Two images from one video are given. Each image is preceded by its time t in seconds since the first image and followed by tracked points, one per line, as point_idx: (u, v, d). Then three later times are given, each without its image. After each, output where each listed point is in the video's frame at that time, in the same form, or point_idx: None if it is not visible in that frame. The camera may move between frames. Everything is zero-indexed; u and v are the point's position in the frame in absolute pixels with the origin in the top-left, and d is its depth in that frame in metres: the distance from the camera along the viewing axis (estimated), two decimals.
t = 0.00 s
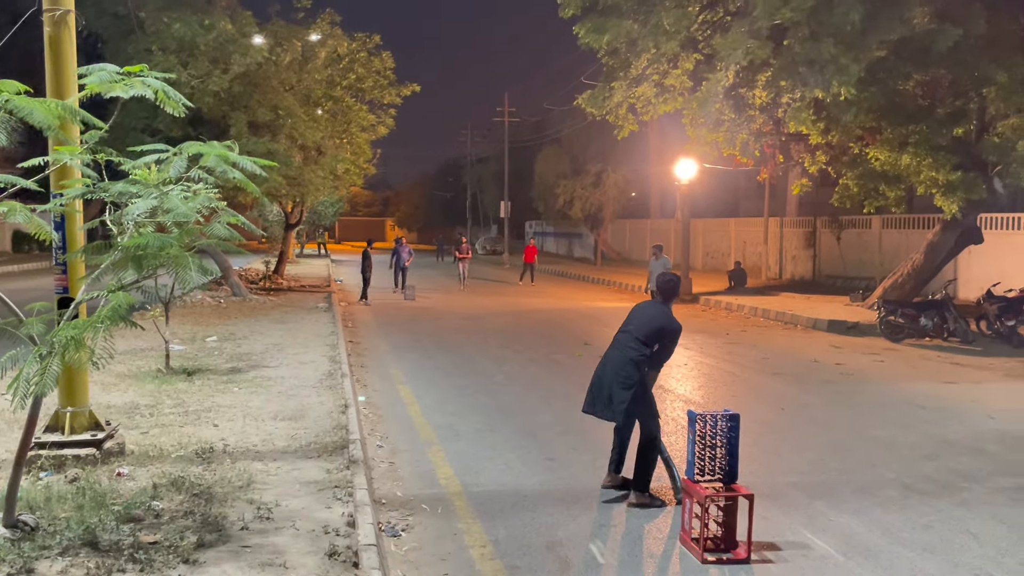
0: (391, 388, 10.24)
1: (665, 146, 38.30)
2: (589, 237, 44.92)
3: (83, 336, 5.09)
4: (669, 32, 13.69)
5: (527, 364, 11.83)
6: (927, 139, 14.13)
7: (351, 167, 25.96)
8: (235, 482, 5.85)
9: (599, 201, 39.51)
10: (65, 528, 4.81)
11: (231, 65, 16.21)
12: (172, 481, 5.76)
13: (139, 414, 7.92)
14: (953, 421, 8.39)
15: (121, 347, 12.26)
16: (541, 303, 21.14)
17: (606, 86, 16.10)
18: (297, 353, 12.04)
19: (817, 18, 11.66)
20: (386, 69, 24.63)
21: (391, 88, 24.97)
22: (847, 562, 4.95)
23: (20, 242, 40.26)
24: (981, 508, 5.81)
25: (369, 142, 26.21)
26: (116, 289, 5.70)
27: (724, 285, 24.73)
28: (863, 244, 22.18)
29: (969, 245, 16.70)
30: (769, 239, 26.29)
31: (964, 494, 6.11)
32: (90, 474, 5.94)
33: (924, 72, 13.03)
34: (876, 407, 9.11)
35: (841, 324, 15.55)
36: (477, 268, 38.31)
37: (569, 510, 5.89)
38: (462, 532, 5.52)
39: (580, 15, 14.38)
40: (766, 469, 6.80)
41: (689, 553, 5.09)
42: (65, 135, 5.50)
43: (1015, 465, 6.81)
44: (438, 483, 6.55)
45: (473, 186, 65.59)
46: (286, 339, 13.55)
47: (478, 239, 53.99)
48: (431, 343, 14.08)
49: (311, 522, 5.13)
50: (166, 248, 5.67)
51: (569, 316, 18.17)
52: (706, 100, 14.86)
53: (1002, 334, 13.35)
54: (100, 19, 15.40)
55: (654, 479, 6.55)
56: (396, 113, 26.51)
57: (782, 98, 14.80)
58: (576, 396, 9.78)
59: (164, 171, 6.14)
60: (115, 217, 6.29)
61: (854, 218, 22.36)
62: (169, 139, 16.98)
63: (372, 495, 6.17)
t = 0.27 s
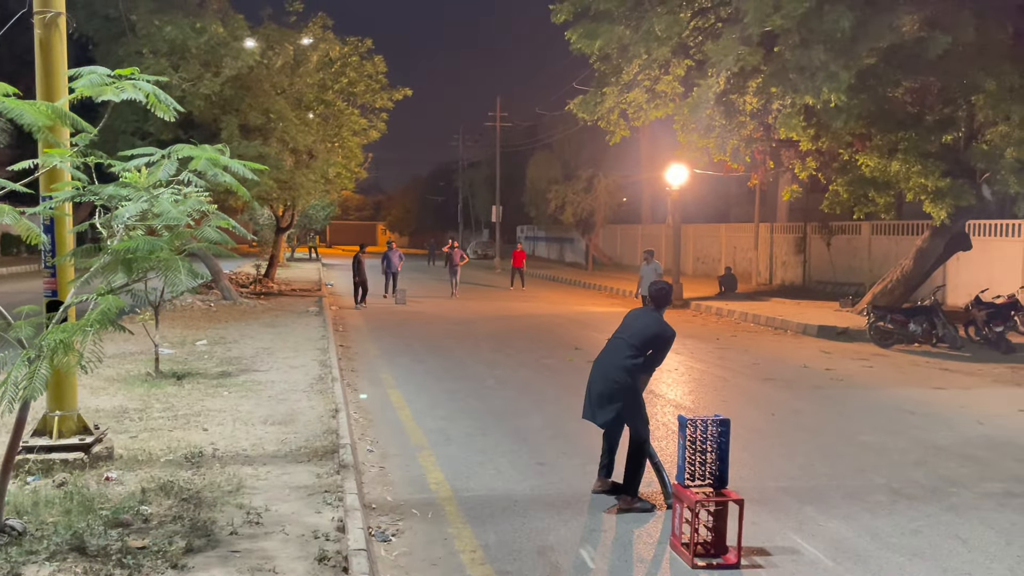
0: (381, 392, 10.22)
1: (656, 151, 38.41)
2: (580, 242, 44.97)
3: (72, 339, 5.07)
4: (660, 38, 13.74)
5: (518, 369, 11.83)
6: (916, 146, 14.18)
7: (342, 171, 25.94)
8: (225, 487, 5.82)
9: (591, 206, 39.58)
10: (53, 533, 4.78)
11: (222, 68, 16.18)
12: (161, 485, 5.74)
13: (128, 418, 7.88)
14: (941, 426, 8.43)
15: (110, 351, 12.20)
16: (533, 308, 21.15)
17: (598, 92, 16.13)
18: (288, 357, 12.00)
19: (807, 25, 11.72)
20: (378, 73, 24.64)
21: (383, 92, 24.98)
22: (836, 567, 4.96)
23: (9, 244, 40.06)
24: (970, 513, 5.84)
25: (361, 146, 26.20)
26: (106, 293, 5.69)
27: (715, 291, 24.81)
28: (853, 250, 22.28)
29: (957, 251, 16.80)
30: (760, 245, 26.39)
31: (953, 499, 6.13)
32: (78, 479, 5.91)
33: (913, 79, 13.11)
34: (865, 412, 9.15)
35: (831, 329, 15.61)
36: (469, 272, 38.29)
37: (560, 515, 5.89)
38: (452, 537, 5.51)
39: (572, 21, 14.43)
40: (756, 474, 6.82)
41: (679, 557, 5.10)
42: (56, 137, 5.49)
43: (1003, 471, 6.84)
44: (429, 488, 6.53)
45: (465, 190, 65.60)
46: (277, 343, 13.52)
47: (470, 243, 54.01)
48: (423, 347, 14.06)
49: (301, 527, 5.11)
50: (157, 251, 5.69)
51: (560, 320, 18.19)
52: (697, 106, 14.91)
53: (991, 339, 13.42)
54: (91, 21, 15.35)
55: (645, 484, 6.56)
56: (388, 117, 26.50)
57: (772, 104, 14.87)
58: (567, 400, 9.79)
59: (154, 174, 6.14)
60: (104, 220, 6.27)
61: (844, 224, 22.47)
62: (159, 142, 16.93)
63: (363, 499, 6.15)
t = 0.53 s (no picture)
0: (372, 395, 10.20)
1: (647, 155, 38.50)
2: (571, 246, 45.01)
3: (60, 342, 5.18)
4: (651, 42, 13.78)
5: (509, 372, 11.83)
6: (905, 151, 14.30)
7: (333, 173, 25.89)
8: (214, 490, 5.80)
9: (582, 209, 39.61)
10: (40, 537, 4.75)
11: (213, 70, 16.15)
12: (150, 488, 5.71)
13: (117, 421, 7.84)
14: (930, 430, 8.47)
15: (98, 354, 12.13)
16: (524, 311, 21.16)
17: (589, 95, 16.17)
18: (278, 360, 11.97)
19: (797, 29, 11.77)
20: (370, 75, 24.64)
21: (374, 95, 24.97)
22: (826, 570, 4.98)
23: None
24: (958, 516, 5.87)
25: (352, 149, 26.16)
26: (95, 296, 5.75)
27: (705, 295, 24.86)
28: (842, 254, 22.38)
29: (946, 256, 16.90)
30: (750, 249, 26.48)
31: (941, 502, 6.17)
32: (66, 482, 5.87)
33: (903, 84, 13.19)
34: (855, 415, 9.18)
35: (821, 333, 15.66)
36: (459, 275, 38.26)
37: (550, 519, 5.89)
38: (442, 541, 5.51)
39: (564, 25, 14.46)
40: (746, 478, 6.83)
41: (669, 561, 5.10)
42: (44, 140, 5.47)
43: (990, 474, 6.89)
44: (419, 491, 6.52)
45: (456, 193, 65.59)
46: (267, 346, 13.48)
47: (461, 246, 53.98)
48: (413, 350, 14.05)
49: (290, 530, 5.10)
50: (146, 253, 5.75)
51: (551, 323, 18.20)
52: (688, 110, 14.95)
53: (979, 344, 13.50)
54: (81, 22, 15.28)
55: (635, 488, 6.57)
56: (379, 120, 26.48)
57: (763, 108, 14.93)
58: (557, 404, 9.80)
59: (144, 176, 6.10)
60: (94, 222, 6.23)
61: (834, 228, 22.57)
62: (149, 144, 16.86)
63: (353, 503, 6.14)
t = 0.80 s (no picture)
0: (362, 397, 10.17)
1: (638, 158, 38.58)
2: (562, 248, 45.04)
3: (48, 342, 5.24)
4: (642, 45, 13.82)
5: (499, 374, 11.82)
6: (894, 154, 14.41)
7: (324, 174, 25.84)
8: (202, 492, 5.77)
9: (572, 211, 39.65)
10: (27, 539, 4.71)
11: (203, 71, 16.10)
12: (138, 491, 5.68)
13: (105, 423, 7.79)
14: (917, 432, 8.51)
15: (86, 355, 12.06)
16: (514, 313, 21.16)
17: (580, 98, 16.19)
18: (267, 361, 11.93)
19: (787, 33, 11.82)
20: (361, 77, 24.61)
21: (365, 96, 24.94)
22: (815, 572, 4.99)
23: None
24: (946, 519, 5.90)
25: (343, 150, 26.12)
26: (83, 296, 5.83)
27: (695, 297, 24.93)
28: (831, 257, 22.48)
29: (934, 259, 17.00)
30: (739, 251, 26.57)
31: (929, 504, 6.20)
32: (53, 484, 5.83)
33: (891, 88, 13.26)
34: (843, 418, 9.22)
35: (810, 335, 15.73)
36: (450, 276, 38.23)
37: (541, 521, 5.89)
38: (432, 543, 5.50)
39: (555, 27, 14.49)
40: (735, 480, 6.85)
41: (659, 563, 5.12)
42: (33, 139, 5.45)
43: (977, 476, 6.93)
44: (409, 494, 6.51)
45: (447, 195, 65.55)
46: (256, 347, 13.43)
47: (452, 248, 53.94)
48: (404, 352, 14.02)
49: (280, 533, 5.08)
50: (135, 254, 5.79)
51: (541, 326, 18.22)
52: (679, 113, 15.00)
53: (966, 346, 13.58)
54: (71, 21, 15.21)
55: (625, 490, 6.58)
56: (369, 121, 26.46)
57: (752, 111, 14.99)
58: (547, 406, 9.81)
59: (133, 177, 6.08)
60: (83, 223, 6.21)
61: (823, 231, 22.67)
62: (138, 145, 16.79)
63: (342, 505, 6.13)
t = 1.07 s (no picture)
0: (352, 398, 10.15)
1: (629, 159, 38.64)
2: (553, 249, 45.06)
3: (35, 342, 5.23)
4: (633, 46, 13.84)
5: (489, 375, 11.82)
6: (883, 156, 14.43)
7: (315, 174, 25.79)
8: (191, 493, 5.75)
9: (564, 212, 39.67)
10: (14, 540, 4.68)
11: (193, 70, 16.04)
12: (126, 491, 5.65)
13: (93, 423, 7.74)
14: (906, 433, 8.55)
15: (75, 355, 11.99)
16: (505, 314, 21.15)
17: (572, 99, 16.20)
18: (257, 361, 11.89)
19: (778, 35, 11.86)
20: (352, 77, 24.57)
21: (356, 96, 24.89)
22: (803, 572, 5.01)
23: None
24: (934, 519, 5.93)
25: (334, 150, 26.07)
26: (71, 295, 5.78)
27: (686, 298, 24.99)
28: (821, 258, 22.56)
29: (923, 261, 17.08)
30: (730, 252, 26.65)
31: (917, 505, 6.23)
32: (40, 485, 5.80)
33: (881, 91, 13.33)
34: (833, 419, 9.26)
35: (800, 337, 15.78)
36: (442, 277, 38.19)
37: (531, 521, 5.89)
38: (422, 544, 5.49)
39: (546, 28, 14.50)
40: (725, 480, 6.87)
41: (649, 563, 5.11)
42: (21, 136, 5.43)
43: (965, 477, 6.96)
44: (399, 494, 6.50)
45: (438, 196, 65.49)
46: (246, 348, 13.37)
47: (443, 249, 53.87)
48: (394, 352, 14.00)
49: (269, 533, 5.07)
50: (123, 254, 5.77)
51: (531, 327, 18.23)
52: (670, 114, 15.03)
53: (955, 348, 13.65)
54: (60, 19, 15.09)
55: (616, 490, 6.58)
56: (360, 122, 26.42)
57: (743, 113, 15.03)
58: (538, 406, 9.81)
59: (121, 175, 6.06)
60: (71, 222, 6.18)
61: (813, 233, 22.76)
62: (128, 144, 16.70)
63: (332, 506, 6.11)
